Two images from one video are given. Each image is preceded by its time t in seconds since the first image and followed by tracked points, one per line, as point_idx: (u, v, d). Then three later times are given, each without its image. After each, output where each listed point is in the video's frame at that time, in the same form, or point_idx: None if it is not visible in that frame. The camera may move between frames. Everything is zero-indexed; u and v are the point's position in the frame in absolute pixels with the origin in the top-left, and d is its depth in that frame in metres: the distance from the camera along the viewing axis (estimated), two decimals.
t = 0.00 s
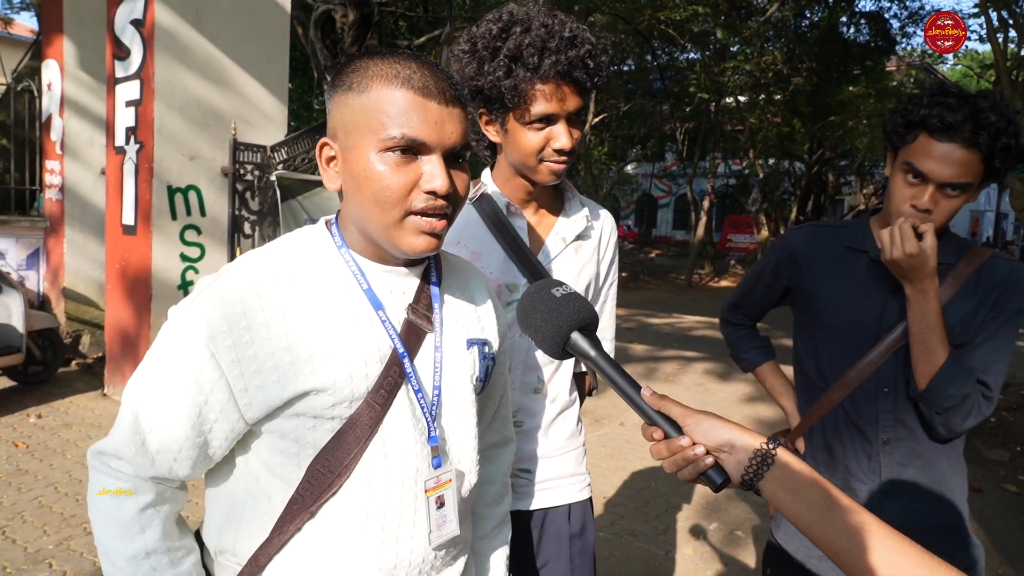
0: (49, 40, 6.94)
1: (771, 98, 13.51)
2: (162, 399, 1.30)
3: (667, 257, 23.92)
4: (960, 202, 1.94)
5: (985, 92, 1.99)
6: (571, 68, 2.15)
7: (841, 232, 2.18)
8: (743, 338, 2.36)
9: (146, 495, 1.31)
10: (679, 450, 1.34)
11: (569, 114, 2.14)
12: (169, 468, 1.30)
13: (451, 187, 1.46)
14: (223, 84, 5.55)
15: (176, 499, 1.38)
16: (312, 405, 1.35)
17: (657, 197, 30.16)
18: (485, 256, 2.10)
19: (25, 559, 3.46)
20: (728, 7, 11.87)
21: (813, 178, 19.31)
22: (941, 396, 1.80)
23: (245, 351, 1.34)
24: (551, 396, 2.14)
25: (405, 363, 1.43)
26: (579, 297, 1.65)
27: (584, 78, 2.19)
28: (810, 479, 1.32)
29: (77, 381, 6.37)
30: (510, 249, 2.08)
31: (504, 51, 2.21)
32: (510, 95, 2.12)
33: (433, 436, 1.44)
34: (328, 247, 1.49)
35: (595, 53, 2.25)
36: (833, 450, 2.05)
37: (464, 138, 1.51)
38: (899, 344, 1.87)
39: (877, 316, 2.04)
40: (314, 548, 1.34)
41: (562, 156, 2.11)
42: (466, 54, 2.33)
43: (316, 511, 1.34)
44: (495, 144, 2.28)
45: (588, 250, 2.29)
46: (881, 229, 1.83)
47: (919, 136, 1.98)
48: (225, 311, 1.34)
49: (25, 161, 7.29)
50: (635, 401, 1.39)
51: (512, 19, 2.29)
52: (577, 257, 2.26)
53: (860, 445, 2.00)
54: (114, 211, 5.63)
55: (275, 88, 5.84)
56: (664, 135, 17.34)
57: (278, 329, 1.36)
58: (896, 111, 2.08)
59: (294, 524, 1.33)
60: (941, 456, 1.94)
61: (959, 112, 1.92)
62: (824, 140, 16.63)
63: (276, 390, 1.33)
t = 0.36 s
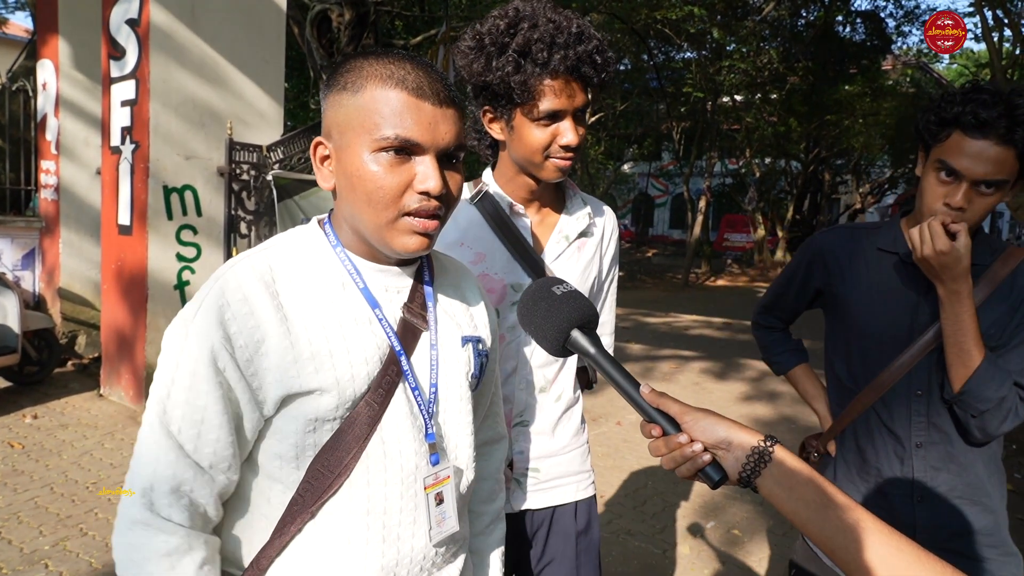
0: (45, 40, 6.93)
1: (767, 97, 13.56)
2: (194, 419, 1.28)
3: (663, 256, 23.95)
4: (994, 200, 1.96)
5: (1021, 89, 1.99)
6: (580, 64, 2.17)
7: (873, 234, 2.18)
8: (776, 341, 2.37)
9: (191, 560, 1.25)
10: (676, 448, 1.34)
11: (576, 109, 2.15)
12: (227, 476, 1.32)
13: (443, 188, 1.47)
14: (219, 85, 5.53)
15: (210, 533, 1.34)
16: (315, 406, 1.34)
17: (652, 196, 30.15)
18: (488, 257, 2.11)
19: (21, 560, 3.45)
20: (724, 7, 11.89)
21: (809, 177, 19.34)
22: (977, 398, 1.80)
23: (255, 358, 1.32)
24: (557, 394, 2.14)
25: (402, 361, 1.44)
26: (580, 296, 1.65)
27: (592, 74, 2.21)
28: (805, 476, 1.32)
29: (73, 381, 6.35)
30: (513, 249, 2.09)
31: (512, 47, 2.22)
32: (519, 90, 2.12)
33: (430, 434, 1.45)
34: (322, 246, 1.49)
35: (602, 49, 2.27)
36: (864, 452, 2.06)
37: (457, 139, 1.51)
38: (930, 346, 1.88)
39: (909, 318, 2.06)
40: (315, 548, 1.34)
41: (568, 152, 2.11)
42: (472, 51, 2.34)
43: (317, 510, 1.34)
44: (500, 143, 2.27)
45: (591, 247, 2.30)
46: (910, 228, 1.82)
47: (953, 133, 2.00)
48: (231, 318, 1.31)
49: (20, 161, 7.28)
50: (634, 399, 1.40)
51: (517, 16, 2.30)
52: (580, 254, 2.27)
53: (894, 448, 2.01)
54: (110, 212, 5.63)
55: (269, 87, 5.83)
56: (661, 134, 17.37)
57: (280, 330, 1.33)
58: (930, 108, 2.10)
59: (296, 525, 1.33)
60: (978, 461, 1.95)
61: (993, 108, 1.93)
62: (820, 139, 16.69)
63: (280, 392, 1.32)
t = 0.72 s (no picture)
0: (42, 43, 6.92)
1: (765, 99, 13.57)
2: (199, 426, 1.28)
3: (661, 257, 23.94)
4: (990, 202, 1.97)
5: (1020, 92, 1.99)
6: (594, 66, 2.22)
7: (872, 234, 2.18)
8: (781, 340, 2.39)
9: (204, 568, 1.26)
10: (671, 450, 1.35)
11: (584, 111, 2.18)
12: (233, 482, 1.32)
13: (442, 187, 1.47)
14: (215, 85, 5.50)
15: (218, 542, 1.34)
16: (317, 410, 1.33)
17: (651, 198, 30.15)
18: (494, 262, 2.09)
19: (18, 564, 3.44)
20: (721, 9, 11.90)
21: (807, 178, 19.36)
22: (969, 398, 1.79)
23: (258, 363, 1.32)
24: (558, 392, 2.14)
25: (403, 363, 1.44)
26: (573, 299, 1.65)
27: (602, 76, 2.27)
28: (801, 478, 1.32)
29: (70, 385, 6.34)
30: (519, 254, 2.09)
31: (533, 47, 2.19)
32: (541, 88, 2.11)
33: (432, 435, 1.44)
34: (321, 249, 1.49)
35: (610, 52, 2.32)
36: (859, 451, 2.07)
37: (455, 138, 1.52)
38: (925, 348, 1.91)
39: (905, 318, 2.06)
40: (320, 552, 1.34)
41: (576, 152, 2.15)
42: (484, 52, 2.29)
43: (322, 514, 1.34)
44: (503, 145, 2.22)
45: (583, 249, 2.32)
46: (906, 228, 1.86)
47: (949, 135, 2.01)
48: (233, 323, 1.30)
49: (17, 163, 7.27)
50: (628, 402, 1.40)
51: (526, 18, 2.29)
52: (575, 256, 2.28)
53: (887, 447, 2.02)
54: (108, 215, 5.62)
55: (267, 89, 5.81)
56: (658, 135, 17.36)
57: (281, 333, 1.33)
58: (929, 110, 2.12)
59: (301, 529, 1.33)
60: (973, 462, 1.94)
61: (989, 111, 1.93)
62: (818, 140, 16.67)
63: (283, 396, 1.32)
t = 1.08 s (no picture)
0: (40, 45, 6.91)
1: (763, 100, 13.57)
2: (193, 424, 1.28)
3: (660, 259, 23.95)
4: (951, 204, 1.99)
5: (979, 95, 2.02)
6: (595, 73, 2.23)
7: (842, 233, 2.20)
8: (755, 337, 2.40)
9: (203, 563, 1.26)
10: (668, 454, 1.35)
11: (585, 115, 2.19)
12: (228, 481, 1.32)
13: (441, 193, 1.47)
14: (214, 87, 5.51)
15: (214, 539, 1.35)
16: (312, 409, 1.34)
17: (650, 199, 30.14)
18: (491, 261, 2.10)
19: (17, 566, 3.43)
20: (719, 11, 11.95)
21: (805, 179, 19.38)
22: (928, 396, 1.82)
23: (252, 362, 1.32)
24: (552, 392, 2.14)
25: (400, 364, 1.44)
26: (569, 302, 1.65)
27: (602, 83, 2.28)
28: (796, 478, 1.33)
29: (69, 386, 6.34)
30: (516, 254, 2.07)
31: (535, 51, 2.20)
32: (543, 92, 2.11)
33: (430, 436, 1.45)
34: (319, 250, 1.49)
35: (612, 59, 2.33)
36: (826, 446, 2.10)
37: (456, 144, 1.52)
38: (889, 345, 1.92)
39: (870, 316, 2.07)
40: (317, 552, 1.34)
41: (576, 155, 2.15)
42: (488, 54, 2.29)
43: (318, 514, 1.34)
44: (504, 147, 2.22)
45: (578, 251, 2.33)
46: (868, 228, 1.90)
47: (911, 138, 2.02)
48: (227, 323, 1.31)
49: (16, 165, 7.27)
50: (625, 406, 1.40)
51: (531, 23, 2.29)
52: (569, 259, 2.30)
53: (852, 442, 2.04)
54: (106, 217, 5.63)
55: (266, 92, 5.82)
56: (656, 137, 17.35)
57: (276, 333, 1.33)
58: (893, 114, 2.13)
59: (297, 528, 1.33)
60: (937, 457, 1.96)
61: (949, 115, 1.96)
62: (815, 141, 16.68)
63: (278, 395, 1.32)
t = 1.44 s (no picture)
0: (42, 45, 6.93)
1: (765, 99, 13.58)
2: (202, 423, 1.28)
3: (662, 258, 23.96)
4: (915, 204, 1.99)
5: (944, 97, 2.03)
6: (571, 69, 2.17)
7: (810, 230, 2.21)
8: (725, 331, 2.42)
9: (213, 559, 1.26)
10: (669, 460, 1.32)
11: (566, 113, 2.16)
12: (234, 480, 1.32)
13: (447, 192, 1.48)
14: (217, 87, 5.52)
15: (219, 536, 1.35)
16: (320, 408, 1.34)
17: (652, 198, 30.12)
18: (481, 258, 2.13)
19: (20, 564, 3.44)
20: (721, 10, 11.93)
21: (808, 177, 19.36)
22: (892, 390, 1.83)
23: (260, 362, 1.33)
24: (549, 395, 2.15)
25: (405, 363, 1.45)
26: (567, 308, 1.65)
27: (583, 80, 2.20)
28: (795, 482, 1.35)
29: (72, 386, 6.36)
30: (507, 252, 2.10)
31: (506, 51, 2.21)
32: (512, 92, 2.13)
33: (437, 435, 1.45)
34: (326, 250, 1.50)
35: (594, 56, 2.27)
36: (794, 440, 2.10)
37: (460, 144, 1.53)
38: (857, 340, 1.93)
39: (837, 312, 2.08)
40: (324, 550, 1.35)
41: (559, 154, 2.13)
42: (468, 56, 2.32)
43: (325, 512, 1.35)
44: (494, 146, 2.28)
45: (583, 253, 2.30)
46: (837, 226, 1.91)
47: (876, 139, 2.02)
48: (235, 323, 1.32)
49: (18, 165, 7.30)
50: (625, 411, 1.37)
51: (511, 22, 2.29)
52: (572, 260, 2.27)
53: (819, 435, 2.04)
54: (108, 216, 5.64)
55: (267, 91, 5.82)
56: (659, 135, 17.34)
57: (284, 333, 1.34)
58: (857, 115, 2.12)
59: (304, 527, 1.34)
60: (898, 450, 1.97)
61: (913, 116, 1.96)
62: (818, 140, 16.67)
63: (286, 394, 1.33)
